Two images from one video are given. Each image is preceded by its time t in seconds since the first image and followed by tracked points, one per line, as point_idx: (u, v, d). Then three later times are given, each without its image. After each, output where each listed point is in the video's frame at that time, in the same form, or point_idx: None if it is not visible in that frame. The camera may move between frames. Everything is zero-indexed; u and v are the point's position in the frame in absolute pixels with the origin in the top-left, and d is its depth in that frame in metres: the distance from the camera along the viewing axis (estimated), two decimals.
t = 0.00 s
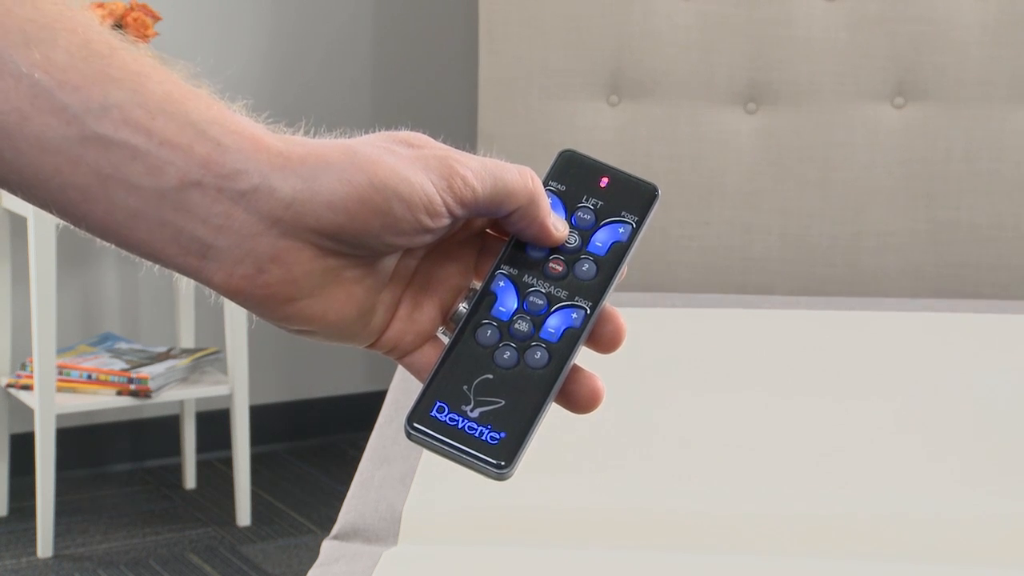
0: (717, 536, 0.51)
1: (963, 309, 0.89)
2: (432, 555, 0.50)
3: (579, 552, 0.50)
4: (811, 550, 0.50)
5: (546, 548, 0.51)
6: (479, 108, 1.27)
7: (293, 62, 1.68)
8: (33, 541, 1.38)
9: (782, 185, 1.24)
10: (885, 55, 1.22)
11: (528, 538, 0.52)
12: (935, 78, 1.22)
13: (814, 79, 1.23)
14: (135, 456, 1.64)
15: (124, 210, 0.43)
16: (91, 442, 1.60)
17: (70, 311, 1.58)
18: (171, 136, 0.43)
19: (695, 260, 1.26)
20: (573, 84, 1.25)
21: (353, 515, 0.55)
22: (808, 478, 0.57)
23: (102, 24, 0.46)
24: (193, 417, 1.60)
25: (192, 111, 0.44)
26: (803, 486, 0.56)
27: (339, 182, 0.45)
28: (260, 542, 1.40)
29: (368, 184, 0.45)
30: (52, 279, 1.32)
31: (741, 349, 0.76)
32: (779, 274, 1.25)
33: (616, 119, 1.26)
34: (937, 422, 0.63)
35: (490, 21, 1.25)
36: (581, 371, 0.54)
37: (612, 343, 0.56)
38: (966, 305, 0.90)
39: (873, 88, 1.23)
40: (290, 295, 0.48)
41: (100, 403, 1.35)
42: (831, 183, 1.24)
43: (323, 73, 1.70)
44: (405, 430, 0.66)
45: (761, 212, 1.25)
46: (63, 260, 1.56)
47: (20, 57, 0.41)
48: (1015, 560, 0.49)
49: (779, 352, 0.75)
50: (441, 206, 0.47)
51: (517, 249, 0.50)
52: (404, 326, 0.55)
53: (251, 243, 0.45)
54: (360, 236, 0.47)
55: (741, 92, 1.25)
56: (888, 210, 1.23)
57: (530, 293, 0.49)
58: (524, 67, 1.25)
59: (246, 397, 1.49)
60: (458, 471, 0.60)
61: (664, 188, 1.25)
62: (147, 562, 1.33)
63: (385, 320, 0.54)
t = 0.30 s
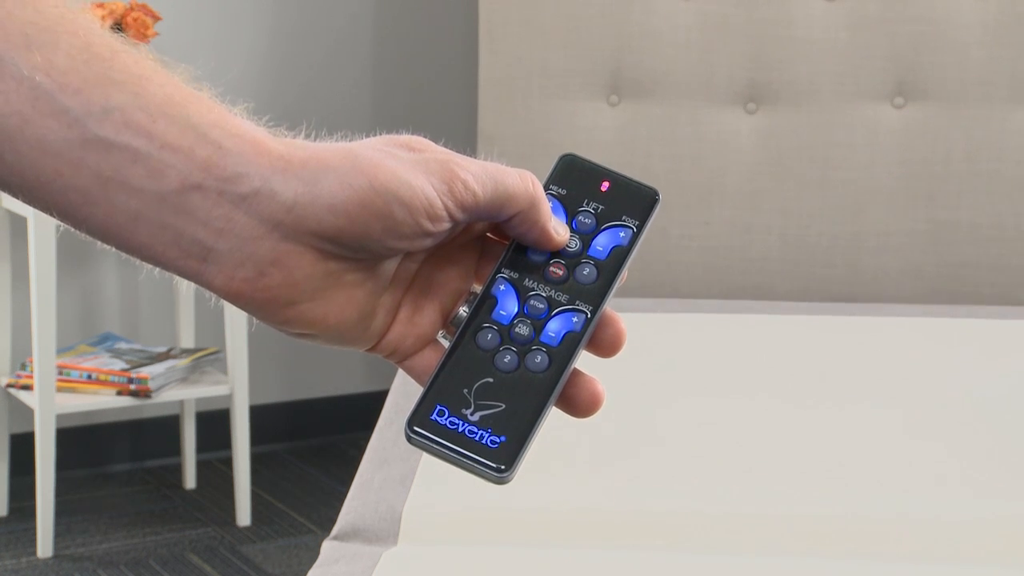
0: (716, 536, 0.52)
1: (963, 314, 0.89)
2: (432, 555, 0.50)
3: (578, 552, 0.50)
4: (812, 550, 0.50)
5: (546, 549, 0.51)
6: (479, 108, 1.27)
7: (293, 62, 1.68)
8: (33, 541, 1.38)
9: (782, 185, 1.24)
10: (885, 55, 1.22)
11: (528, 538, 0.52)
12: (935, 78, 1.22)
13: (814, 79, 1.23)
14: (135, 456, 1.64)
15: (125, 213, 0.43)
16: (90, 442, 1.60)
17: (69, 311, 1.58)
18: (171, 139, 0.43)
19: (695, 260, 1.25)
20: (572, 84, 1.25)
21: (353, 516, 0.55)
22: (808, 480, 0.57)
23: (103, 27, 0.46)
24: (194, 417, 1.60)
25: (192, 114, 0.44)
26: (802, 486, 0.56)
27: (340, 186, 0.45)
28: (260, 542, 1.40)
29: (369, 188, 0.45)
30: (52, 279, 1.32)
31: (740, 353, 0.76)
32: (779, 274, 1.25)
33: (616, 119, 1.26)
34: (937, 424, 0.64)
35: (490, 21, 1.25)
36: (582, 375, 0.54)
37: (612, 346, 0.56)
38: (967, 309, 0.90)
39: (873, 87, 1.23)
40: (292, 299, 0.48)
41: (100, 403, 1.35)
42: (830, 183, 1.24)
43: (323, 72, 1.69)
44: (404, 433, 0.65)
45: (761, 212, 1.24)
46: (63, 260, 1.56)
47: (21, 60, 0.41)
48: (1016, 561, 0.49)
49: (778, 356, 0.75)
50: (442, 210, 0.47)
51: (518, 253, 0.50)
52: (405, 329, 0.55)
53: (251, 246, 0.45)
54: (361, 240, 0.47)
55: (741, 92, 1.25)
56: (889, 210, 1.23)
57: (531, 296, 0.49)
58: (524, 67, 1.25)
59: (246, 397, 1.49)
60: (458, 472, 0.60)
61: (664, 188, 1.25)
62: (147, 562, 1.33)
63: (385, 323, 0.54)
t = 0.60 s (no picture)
0: (717, 536, 0.52)
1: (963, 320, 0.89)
2: (432, 555, 0.50)
3: (579, 552, 0.50)
4: (811, 550, 0.50)
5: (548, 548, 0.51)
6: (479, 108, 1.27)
7: (294, 62, 1.67)
8: (33, 541, 1.38)
9: (782, 184, 1.24)
10: (885, 55, 1.22)
11: (529, 538, 0.52)
12: (935, 78, 1.22)
13: (814, 79, 1.23)
14: (135, 456, 1.64)
15: (126, 214, 0.43)
16: (90, 442, 1.60)
17: (69, 311, 1.58)
18: (172, 140, 0.43)
19: (695, 260, 1.25)
20: (572, 84, 1.25)
21: (353, 517, 0.55)
22: (808, 481, 0.57)
23: (104, 27, 0.46)
24: (194, 417, 1.60)
25: (193, 114, 0.44)
26: (802, 487, 0.56)
27: (340, 187, 0.45)
28: (260, 542, 1.40)
29: (371, 189, 0.45)
30: (52, 279, 1.32)
31: (740, 356, 0.76)
32: (779, 274, 1.24)
33: (616, 119, 1.26)
34: (936, 426, 0.64)
35: (490, 21, 1.25)
36: (583, 376, 0.54)
37: (614, 347, 0.56)
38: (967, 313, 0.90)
39: (873, 87, 1.23)
40: (293, 300, 0.48)
41: (100, 403, 1.35)
42: (829, 183, 1.23)
43: (322, 73, 1.69)
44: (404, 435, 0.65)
45: (761, 211, 1.24)
46: (63, 260, 1.56)
47: (22, 61, 0.41)
48: (1017, 561, 0.49)
49: (780, 358, 0.75)
50: (443, 211, 0.47)
51: (519, 254, 0.50)
52: (406, 330, 0.55)
53: (252, 247, 0.45)
54: (362, 241, 0.47)
55: (741, 92, 1.25)
56: (889, 210, 1.23)
57: (532, 297, 0.49)
58: (524, 67, 1.25)
59: (246, 397, 1.49)
60: (458, 473, 0.60)
61: (664, 188, 1.25)
62: (147, 562, 1.33)
63: (387, 324, 0.54)
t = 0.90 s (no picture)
0: (718, 537, 0.52)
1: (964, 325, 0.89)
2: (432, 555, 0.50)
3: (581, 551, 0.51)
4: (816, 550, 0.51)
5: (548, 549, 0.51)
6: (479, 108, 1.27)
7: (293, 62, 1.67)
8: (33, 541, 1.38)
9: (782, 184, 1.23)
10: (885, 55, 1.21)
11: (531, 539, 0.52)
12: (935, 78, 1.21)
13: (813, 79, 1.22)
14: (135, 456, 1.64)
15: (129, 217, 0.43)
16: (90, 442, 1.60)
17: (70, 311, 1.58)
18: (175, 142, 0.43)
19: (695, 260, 1.24)
20: (572, 84, 1.25)
21: (353, 518, 0.55)
22: (809, 482, 0.57)
23: (107, 30, 0.46)
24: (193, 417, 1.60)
25: (197, 117, 0.44)
26: (804, 488, 0.56)
27: (343, 190, 0.45)
28: (260, 542, 1.40)
29: (373, 192, 0.45)
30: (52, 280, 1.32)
31: (739, 359, 0.76)
32: (779, 274, 1.23)
33: (615, 120, 1.26)
34: (938, 428, 0.64)
35: (490, 21, 1.25)
36: (586, 380, 0.54)
37: (617, 351, 0.56)
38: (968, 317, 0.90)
39: (873, 87, 1.22)
40: (296, 303, 0.48)
41: (100, 403, 1.35)
42: (830, 183, 1.22)
43: (321, 73, 1.69)
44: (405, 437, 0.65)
45: (761, 211, 1.23)
46: (63, 260, 1.56)
47: (24, 62, 0.41)
48: (1018, 561, 0.49)
49: (780, 362, 0.76)
50: (446, 214, 0.47)
51: (522, 258, 0.50)
52: (408, 333, 0.55)
53: (255, 250, 0.45)
54: (364, 244, 0.47)
55: (742, 92, 1.25)
56: (889, 210, 1.22)
57: (535, 300, 0.49)
58: (524, 67, 1.25)
59: (246, 397, 1.49)
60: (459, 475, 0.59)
61: (664, 188, 1.25)
62: (147, 562, 1.33)
63: (389, 327, 0.54)
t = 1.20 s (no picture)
0: (716, 536, 0.52)
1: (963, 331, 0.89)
2: (432, 555, 0.50)
3: (580, 552, 0.51)
4: (815, 550, 0.51)
5: (545, 551, 0.51)
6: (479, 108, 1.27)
7: (293, 61, 1.67)
8: (33, 541, 1.38)
9: (783, 184, 1.23)
10: (885, 55, 1.21)
11: (530, 541, 0.52)
12: (935, 78, 1.21)
13: (813, 78, 1.22)
14: (135, 456, 1.64)
15: (128, 223, 0.43)
16: (90, 442, 1.60)
17: (70, 310, 1.58)
18: (174, 149, 0.43)
19: (694, 260, 1.24)
20: (572, 84, 1.25)
21: (353, 518, 0.55)
22: (806, 485, 0.57)
23: (107, 36, 0.46)
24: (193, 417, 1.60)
25: (196, 124, 0.44)
26: (804, 491, 0.56)
27: (342, 198, 0.45)
28: (260, 542, 1.40)
29: (372, 200, 0.45)
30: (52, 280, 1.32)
31: (737, 364, 0.76)
32: (779, 275, 1.23)
33: (615, 120, 1.26)
34: (939, 431, 0.64)
35: (490, 21, 1.25)
36: (582, 389, 0.54)
37: (615, 360, 0.56)
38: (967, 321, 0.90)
39: (873, 87, 1.22)
40: (294, 310, 0.48)
41: (100, 403, 1.35)
42: (830, 183, 1.22)
43: (321, 73, 1.69)
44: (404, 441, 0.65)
45: (760, 211, 1.23)
46: (62, 260, 1.56)
47: (24, 68, 0.41)
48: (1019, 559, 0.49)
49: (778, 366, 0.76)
50: (445, 223, 0.47)
51: (521, 266, 0.50)
52: (406, 340, 0.55)
53: (253, 257, 0.45)
54: (362, 252, 0.47)
55: (742, 92, 1.25)
56: (889, 210, 1.21)
57: (533, 309, 0.49)
58: (524, 67, 1.25)
59: (246, 397, 1.49)
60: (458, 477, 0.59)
61: (664, 188, 1.24)
62: (147, 562, 1.33)
63: (387, 334, 0.54)
